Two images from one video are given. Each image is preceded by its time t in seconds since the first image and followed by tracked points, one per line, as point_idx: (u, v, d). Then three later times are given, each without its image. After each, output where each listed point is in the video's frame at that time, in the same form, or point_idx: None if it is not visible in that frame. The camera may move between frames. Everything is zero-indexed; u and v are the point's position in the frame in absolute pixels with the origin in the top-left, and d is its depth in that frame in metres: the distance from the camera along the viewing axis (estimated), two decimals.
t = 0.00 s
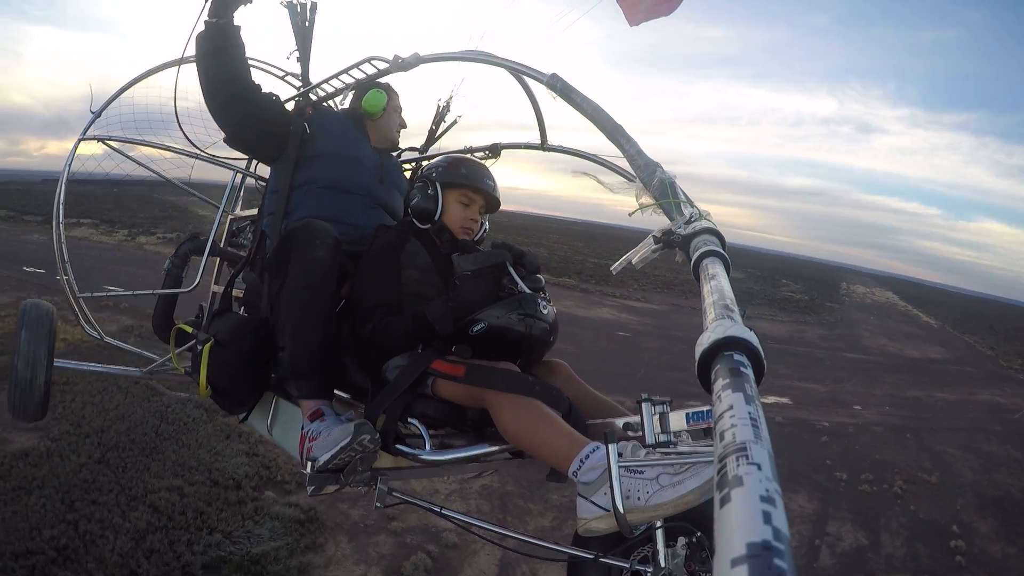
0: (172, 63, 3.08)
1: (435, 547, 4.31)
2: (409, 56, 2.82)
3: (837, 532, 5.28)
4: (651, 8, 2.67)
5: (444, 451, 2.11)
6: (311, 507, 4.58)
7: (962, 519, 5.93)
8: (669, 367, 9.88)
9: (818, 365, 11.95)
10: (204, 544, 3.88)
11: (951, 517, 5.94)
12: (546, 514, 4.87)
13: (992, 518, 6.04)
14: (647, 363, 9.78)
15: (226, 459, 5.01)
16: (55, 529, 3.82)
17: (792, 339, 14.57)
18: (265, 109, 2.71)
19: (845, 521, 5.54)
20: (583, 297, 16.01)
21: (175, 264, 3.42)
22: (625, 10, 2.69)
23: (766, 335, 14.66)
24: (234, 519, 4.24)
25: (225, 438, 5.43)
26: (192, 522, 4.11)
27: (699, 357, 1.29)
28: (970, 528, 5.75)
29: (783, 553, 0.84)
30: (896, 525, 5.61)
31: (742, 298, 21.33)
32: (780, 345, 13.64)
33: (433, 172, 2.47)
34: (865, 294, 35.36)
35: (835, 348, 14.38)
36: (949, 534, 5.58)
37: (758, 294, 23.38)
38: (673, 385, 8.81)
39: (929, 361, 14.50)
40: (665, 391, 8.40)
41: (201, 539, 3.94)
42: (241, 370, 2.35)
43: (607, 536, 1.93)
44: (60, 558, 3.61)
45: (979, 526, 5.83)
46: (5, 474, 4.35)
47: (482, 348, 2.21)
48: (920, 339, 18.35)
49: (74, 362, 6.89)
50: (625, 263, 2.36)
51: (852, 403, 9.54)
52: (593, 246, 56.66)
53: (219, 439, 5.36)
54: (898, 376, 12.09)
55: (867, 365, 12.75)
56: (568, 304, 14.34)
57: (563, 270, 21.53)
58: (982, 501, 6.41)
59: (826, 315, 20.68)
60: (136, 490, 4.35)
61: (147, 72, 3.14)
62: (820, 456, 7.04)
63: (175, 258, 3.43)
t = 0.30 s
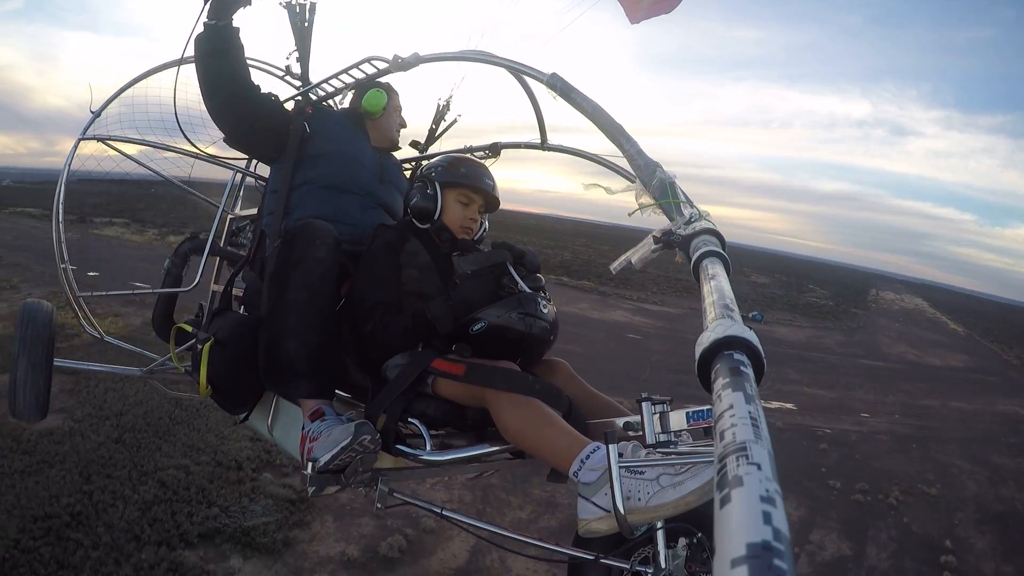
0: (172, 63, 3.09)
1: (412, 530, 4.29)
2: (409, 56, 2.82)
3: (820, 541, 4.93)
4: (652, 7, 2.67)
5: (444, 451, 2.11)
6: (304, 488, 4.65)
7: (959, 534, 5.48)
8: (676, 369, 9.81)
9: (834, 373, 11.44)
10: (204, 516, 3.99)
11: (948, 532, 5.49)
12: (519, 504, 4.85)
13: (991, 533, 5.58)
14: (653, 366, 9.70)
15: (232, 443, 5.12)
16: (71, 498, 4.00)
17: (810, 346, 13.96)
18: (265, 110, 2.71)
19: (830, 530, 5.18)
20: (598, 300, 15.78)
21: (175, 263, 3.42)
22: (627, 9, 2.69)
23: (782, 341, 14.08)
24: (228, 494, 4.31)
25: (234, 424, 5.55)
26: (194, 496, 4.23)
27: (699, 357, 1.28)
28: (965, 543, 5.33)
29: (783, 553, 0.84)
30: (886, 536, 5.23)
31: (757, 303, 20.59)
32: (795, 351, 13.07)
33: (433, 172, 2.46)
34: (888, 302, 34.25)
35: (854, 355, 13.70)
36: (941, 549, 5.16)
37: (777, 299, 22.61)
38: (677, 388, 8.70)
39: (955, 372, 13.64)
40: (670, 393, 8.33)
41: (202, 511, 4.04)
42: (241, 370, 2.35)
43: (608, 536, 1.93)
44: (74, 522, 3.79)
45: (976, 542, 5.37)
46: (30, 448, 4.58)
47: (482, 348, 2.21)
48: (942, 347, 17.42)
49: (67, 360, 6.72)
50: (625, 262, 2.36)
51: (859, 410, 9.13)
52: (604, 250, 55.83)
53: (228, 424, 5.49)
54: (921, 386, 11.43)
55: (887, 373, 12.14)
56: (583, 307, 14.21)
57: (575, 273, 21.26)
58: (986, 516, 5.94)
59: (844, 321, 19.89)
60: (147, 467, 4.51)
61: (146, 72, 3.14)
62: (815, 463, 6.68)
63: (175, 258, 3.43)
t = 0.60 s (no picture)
0: (172, 62, 3.09)
1: (391, 513, 4.29)
2: (409, 56, 2.82)
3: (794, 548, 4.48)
4: (654, 6, 2.67)
5: (444, 451, 2.10)
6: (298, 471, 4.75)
7: (949, 551, 4.82)
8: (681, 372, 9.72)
9: (850, 382, 10.46)
10: (202, 490, 4.16)
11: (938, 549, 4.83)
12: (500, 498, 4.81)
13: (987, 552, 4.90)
14: (659, 370, 9.61)
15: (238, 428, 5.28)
16: (84, 469, 4.25)
17: (828, 353, 12.94)
18: (265, 110, 2.71)
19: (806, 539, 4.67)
20: (613, 304, 15.44)
21: (175, 263, 3.42)
22: (629, 7, 2.69)
23: (798, 347, 13.05)
24: (225, 473, 4.46)
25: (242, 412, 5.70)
26: (195, 473, 4.39)
27: (699, 357, 1.28)
28: (953, 562, 4.65)
29: (783, 554, 0.84)
30: (865, 551, 4.63)
31: (773, 308, 19.36)
32: (811, 358, 12.11)
33: (432, 172, 2.46)
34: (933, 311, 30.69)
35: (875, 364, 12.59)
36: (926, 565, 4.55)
37: (795, 305, 21.41)
38: (681, 390, 8.58)
39: (980, 383, 12.20)
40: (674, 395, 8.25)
41: (201, 485, 4.22)
42: (241, 370, 2.35)
43: (608, 536, 1.93)
44: (86, 491, 4.03)
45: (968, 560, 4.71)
46: (53, 425, 4.84)
47: (482, 347, 2.21)
48: (979, 361, 15.46)
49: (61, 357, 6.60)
50: (625, 262, 2.35)
51: (863, 421, 8.20)
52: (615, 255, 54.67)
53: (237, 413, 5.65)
54: (948, 398, 10.34)
55: (910, 384, 11.10)
56: (598, 311, 13.97)
57: (585, 276, 20.92)
58: (984, 536, 5.17)
59: (865, 328, 18.58)
60: (156, 446, 4.70)
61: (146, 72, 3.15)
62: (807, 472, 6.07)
63: (175, 258, 3.43)
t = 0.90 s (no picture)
0: (172, 62, 3.10)
1: (388, 514, 4.29)
2: (409, 56, 2.82)
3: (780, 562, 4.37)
4: (653, 6, 2.67)
5: (444, 451, 2.10)
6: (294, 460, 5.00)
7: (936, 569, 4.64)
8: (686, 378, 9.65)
9: (861, 395, 9.96)
10: (203, 472, 4.44)
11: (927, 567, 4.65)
12: (480, 493, 4.81)
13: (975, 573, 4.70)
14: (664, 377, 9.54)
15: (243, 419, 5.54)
16: (96, 448, 4.53)
17: (845, 367, 12.28)
18: (265, 110, 2.71)
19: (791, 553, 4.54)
20: (626, 313, 15.20)
21: (175, 263, 3.42)
22: (629, 7, 2.69)
23: (813, 360, 12.42)
24: (225, 457, 4.73)
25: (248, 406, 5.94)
26: (198, 457, 4.65)
27: (699, 357, 1.29)
28: None
29: (783, 553, 0.84)
30: (849, 564, 4.51)
31: (788, 319, 18.57)
32: (826, 371, 11.53)
33: (432, 172, 2.46)
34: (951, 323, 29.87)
35: (892, 378, 11.91)
36: None
37: (812, 316, 20.58)
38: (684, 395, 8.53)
39: (996, 398, 11.62)
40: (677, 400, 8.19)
41: (202, 467, 4.50)
42: (242, 370, 2.35)
43: (607, 535, 1.93)
44: (97, 468, 4.31)
45: None
46: (71, 410, 5.12)
47: (482, 347, 2.21)
48: (998, 373, 14.60)
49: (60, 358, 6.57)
50: (625, 262, 2.35)
51: (866, 433, 7.95)
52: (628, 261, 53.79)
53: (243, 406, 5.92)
54: (967, 414, 9.73)
55: (930, 399, 10.47)
56: (609, 320, 13.81)
57: (591, 282, 20.75)
58: (978, 556, 4.98)
59: (884, 340, 17.72)
60: (164, 432, 4.98)
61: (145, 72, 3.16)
62: (798, 483, 5.92)
63: (175, 258, 3.43)
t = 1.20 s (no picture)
0: (171, 62, 3.10)
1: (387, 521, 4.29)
2: (409, 56, 2.81)
3: None
4: (652, 7, 2.67)
5: (444, 451, 2.10)
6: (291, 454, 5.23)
7: None
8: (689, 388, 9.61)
9: (868, 411, 9.69)
10: (203, 461, 4.74)
11: None
12: (460, 491, 4.85)
13: None
14: (667, 387, 9.51)
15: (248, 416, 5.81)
16: (106, 436, 4.87)
17: (859, 384, 11.85)
18: (265, 110, 2.71)
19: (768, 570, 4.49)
20: (637, 324, 15.02)
21: (175, 263, 3.42)
22: (629, 6, 2.69)
23: (826, 376, 12.03)
24: (224, 449, 5.03)
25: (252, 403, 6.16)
26: (200, 448, 4.96)
27: (699, 357, 1.28)
28: None
29: (783, 553, 0.84)
30: None
31: (803, 333, 18.01)
32: (840, 387, 11.17)
33: (432, 172, 2.46)
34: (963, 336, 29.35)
35: (907, 396, 11.45)
36: None
37: (828, 331, 19.96)
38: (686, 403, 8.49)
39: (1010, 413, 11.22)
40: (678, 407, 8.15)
41: (202, 457, 4.82)
42: (242, 369, 2.35)
43: (607, 536, 1.93)
44: (107, 454, 4.65)
45: None
46: (87, 401, 5.48)
47: (482, 347, 2.21)
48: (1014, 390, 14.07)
49: (65, 359, 6.59)
50: (626, 262, 2.35)
51: (868, 448, 7.75)
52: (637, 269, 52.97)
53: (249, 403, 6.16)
54: (982, 433, 9.31)
55: (945, 417, 10.07)
56: (613, 328, 13.79)
57: (594, 291, 20.67)
58: None
59: (899, 355, 17.15)
60: (171, 423, 5.29)
61: (145, 72, 3.17)
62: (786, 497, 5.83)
63: (175, 258, 3.42)
